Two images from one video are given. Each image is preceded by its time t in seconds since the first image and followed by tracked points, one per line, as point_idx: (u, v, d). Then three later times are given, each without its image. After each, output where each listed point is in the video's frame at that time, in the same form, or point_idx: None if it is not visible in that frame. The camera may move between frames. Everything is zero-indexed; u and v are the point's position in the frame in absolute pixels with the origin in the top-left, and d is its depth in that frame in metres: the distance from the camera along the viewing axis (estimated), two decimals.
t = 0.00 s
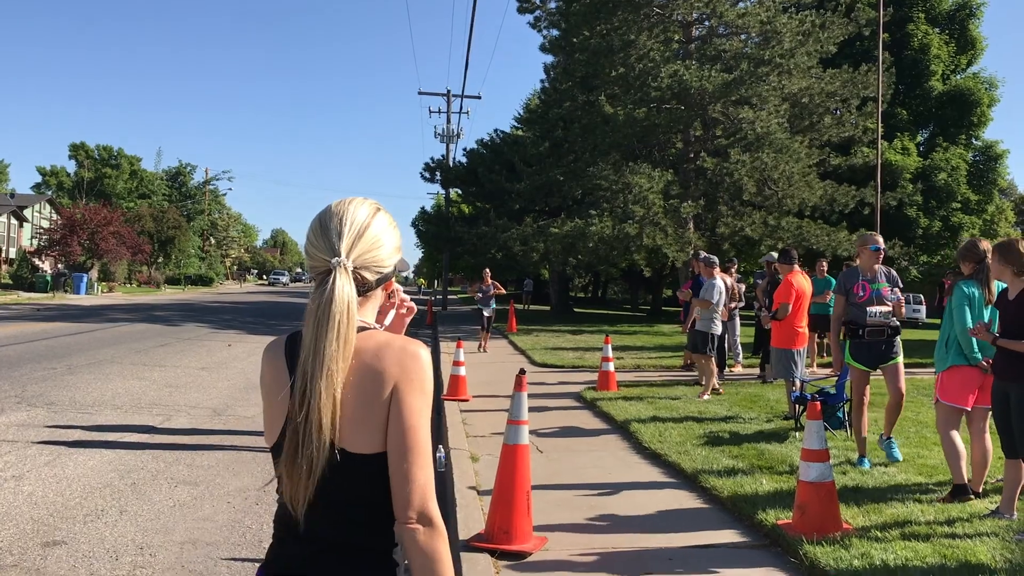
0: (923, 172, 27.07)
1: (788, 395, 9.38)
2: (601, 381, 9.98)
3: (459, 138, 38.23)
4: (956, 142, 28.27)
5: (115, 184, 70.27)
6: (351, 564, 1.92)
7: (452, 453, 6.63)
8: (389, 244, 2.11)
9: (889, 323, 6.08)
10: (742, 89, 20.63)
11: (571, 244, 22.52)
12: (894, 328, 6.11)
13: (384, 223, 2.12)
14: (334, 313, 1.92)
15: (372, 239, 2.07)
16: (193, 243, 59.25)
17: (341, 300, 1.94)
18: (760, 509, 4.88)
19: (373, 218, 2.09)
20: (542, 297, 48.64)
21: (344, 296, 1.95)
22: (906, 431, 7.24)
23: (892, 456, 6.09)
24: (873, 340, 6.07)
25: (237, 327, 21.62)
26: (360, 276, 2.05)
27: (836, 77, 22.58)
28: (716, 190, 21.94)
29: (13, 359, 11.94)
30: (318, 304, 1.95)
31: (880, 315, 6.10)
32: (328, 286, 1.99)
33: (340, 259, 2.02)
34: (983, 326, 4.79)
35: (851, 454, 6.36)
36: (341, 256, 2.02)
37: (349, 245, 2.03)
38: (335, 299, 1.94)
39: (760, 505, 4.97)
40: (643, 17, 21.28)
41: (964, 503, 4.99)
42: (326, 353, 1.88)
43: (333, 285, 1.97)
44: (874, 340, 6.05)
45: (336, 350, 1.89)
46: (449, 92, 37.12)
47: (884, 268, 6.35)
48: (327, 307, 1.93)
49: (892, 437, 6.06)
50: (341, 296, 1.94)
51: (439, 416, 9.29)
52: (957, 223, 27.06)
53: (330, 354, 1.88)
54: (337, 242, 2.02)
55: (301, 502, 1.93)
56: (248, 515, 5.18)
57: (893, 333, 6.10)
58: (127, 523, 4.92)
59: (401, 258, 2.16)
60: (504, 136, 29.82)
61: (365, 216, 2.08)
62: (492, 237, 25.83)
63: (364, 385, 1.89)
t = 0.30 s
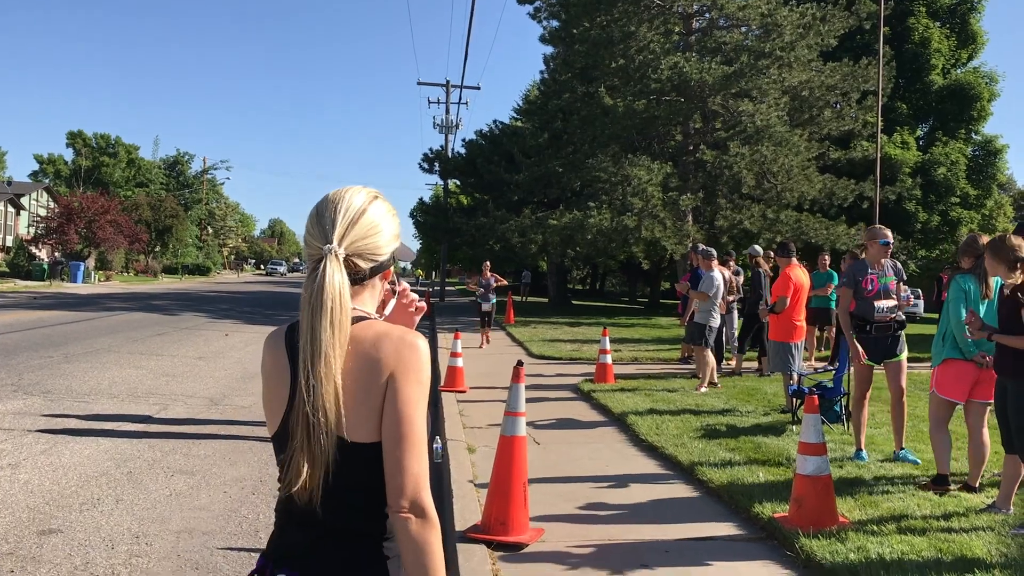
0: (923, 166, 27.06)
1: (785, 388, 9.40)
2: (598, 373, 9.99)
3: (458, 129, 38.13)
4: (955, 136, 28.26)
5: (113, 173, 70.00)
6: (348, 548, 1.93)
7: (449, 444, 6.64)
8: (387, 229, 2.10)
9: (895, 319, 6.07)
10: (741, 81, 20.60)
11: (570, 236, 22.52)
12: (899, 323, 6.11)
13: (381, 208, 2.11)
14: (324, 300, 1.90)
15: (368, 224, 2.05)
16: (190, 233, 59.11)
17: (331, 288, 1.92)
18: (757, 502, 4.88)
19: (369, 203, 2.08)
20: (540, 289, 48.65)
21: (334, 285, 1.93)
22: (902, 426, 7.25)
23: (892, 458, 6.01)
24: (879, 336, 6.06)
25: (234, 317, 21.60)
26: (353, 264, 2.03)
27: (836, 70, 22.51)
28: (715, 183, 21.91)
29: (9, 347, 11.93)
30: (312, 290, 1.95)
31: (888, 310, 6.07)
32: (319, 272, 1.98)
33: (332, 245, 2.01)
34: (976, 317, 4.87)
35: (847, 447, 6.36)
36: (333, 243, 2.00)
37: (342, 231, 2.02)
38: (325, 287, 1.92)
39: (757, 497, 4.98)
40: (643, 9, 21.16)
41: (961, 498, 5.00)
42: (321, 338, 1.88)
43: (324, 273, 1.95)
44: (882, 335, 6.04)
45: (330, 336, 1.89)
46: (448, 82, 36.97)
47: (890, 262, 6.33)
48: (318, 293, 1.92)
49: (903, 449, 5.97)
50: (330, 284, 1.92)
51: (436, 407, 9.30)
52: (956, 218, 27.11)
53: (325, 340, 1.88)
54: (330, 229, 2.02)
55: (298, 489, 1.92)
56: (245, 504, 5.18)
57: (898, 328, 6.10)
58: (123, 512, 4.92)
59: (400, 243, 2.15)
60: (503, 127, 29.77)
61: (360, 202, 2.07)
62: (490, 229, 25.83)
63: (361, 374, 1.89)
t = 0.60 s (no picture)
0: (917, 157, 27.08)
1: (778, 379, 9.43)
2: (592, 363, 9.99)
3: (453, 117, 37.98)
4: (950, 127, 28.29)
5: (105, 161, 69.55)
6: (346, 542, 1.93)
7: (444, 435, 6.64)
8: (391, 213, 2.08)
9: (904, 311, 6.04)
10: (737, 71, 20.56)
11: (565, 226, 22.50)
12: (908, 317, 6.08)
13: (386, 194, 2.11)
14: (286, 259, 2.00)
15: (366, 205, 2.06)
16: (183, 221, 58.87)
17: (295, 252, 1.99)
18: (750, 494, 4.90)
19: (373, 190, 2.10)
20: (534, 279, 48.66)
21: (297, 251, 2.00)
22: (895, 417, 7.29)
23: (885, 450, 6.04)
24: (887, 328, 6.03)
25: (228, 306, 21.54)
26: (335, 241, 2.03)
27: (831, 60, 22.47)
28: (710, 174, 21.90)
29: (1, 335, 11.89)
30: (291, 273, 1.98)
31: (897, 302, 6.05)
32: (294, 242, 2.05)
33: (317, 223, 2.05)
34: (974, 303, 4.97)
35: (841, 439, 6.39)
36: (317, 220, 2.05)
37: (329, 209, 2.06)
38: (289, 250, 2.00)
39: (750, 488, 5.00)
40: None
41: (954, 490, 5.03)
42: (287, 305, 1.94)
43: (293, 242, 2.01)
44: (889, 328, 6.01)
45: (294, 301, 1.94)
46: (443, 71, 36.79)
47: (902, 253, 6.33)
48: (286, 260, 2.01)
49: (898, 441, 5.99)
50: (295, 249, 2.00)
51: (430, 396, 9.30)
52: (950, 209, 27.21)
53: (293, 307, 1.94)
54: (321, 208, 2.08)
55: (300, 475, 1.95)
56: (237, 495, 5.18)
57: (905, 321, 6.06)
58: (115, 502, 4.91)
59: (407, 230, 2.10)
60: (498, 117, 29.70)
61: (363, 188, 2.11)
62: (485, 218, 25.80)
63: (351, 370, 1.85)
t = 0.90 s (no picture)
0: (907, 148, 27.20)
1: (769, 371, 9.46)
2: (584, 356, 10.00)
3: (444, 111, 37.89)
4: (939, 118, 28.41)
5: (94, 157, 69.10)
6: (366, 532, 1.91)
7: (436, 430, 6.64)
8: (429, 215, 2.06)
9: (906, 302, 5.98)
10: (726, 64, 20.59)
11: (556, 220, 22.50)
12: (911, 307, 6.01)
13: (427, 198, 2.09)
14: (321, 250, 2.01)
15: (399, 203, 2.04)
16: (173, 217, 58.60)
17: (332, 243, 2.00)
18: (741, 485, 4.92)
19: (412, 193, 2.09)
20: (526, 272, 48.71)
21: (333, 239, 2.00)
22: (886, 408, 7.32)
23: (876, 441, 6.07)
24: (890, 318, 6.00)
25: (219, 302, 21.47)
26: (367, 237, 2.02)
27: (820, 52, 22.51)
28: (700, 166, 21.93)
29: None
30: (324, 264, 1.99)
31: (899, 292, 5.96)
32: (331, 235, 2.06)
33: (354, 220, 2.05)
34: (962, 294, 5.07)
35: (832, 430, 6.42)
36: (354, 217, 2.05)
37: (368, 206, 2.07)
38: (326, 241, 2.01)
39: (742, 480, 5.02)
40: None
41: (944, 481, 5.06)
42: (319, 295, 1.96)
43: (332, 232, 2.02)
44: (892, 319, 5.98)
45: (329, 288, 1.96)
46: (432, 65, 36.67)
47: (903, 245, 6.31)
48: (322, 252, 2.01)
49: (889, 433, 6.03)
50: (330, 240, 2.00)
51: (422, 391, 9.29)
52: (939, 199, 27.39)
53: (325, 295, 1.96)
54: (362, 206, 2.09)
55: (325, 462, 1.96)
56: (230, 492, 5.16)
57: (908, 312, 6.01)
58: (107, 500, 4.90)
59: (443, 234, 2.07)
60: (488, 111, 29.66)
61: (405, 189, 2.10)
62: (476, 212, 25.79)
63: (371, 362, 1.81)
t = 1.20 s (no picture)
0: (894, 146, 27.34)
1: (760, 370, 9.49)
2: (576, 358, 10.00)
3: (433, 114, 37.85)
4: (926, 116, 28.60)
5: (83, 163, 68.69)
6: (418, 521, 1.96)
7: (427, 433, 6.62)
8: (489, 222, 2.12)
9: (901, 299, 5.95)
10: (714, 64, 20.67)
11: (546, 221, 22.50)
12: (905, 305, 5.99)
13: (485, 205, 2.15)
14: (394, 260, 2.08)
15: (459, 214, 2.11)
16: (162, 223, 58.28)
17: (404, 248, 2.07)
18: (733, 485, 4.91)
19: (472, 202, 2.15)
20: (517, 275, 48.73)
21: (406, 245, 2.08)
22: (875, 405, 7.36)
23: (867, 439, 6.09)
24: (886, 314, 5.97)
25: (210, 307, 21.37)
26: (432, 246, 2.10)
27: (808, 52, 22.61)
28: (689, 166, 22.01)
29: None
30: (394, 271, 2.09)
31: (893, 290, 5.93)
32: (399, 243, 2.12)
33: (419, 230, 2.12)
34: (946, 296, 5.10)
35: (823, 428, 6.43)
36: (419, 227, 2.12)
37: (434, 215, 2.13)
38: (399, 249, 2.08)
39: (734, 479, 5.02)
40: None
41: (935, 477, 5.09)
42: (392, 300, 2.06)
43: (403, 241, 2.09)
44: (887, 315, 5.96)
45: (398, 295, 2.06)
46: (420, 68, 36.64)
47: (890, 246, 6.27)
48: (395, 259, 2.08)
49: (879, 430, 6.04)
50: (407, 248, 2.07)
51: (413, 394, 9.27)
52: (927, 197, 27.61)
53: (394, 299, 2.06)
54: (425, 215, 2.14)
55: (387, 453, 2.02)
56: (222, 499, 5.13)
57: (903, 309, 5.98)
58: (98, 508, 4.86)
59: (501, 239, 2.14)
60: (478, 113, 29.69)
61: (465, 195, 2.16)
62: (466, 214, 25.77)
63: (430, 359, 1.87)
